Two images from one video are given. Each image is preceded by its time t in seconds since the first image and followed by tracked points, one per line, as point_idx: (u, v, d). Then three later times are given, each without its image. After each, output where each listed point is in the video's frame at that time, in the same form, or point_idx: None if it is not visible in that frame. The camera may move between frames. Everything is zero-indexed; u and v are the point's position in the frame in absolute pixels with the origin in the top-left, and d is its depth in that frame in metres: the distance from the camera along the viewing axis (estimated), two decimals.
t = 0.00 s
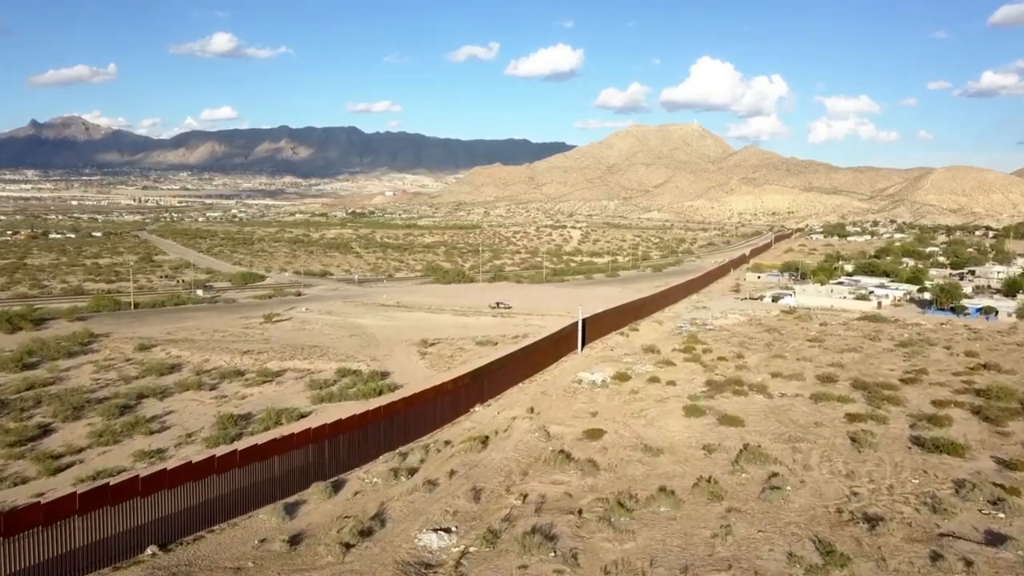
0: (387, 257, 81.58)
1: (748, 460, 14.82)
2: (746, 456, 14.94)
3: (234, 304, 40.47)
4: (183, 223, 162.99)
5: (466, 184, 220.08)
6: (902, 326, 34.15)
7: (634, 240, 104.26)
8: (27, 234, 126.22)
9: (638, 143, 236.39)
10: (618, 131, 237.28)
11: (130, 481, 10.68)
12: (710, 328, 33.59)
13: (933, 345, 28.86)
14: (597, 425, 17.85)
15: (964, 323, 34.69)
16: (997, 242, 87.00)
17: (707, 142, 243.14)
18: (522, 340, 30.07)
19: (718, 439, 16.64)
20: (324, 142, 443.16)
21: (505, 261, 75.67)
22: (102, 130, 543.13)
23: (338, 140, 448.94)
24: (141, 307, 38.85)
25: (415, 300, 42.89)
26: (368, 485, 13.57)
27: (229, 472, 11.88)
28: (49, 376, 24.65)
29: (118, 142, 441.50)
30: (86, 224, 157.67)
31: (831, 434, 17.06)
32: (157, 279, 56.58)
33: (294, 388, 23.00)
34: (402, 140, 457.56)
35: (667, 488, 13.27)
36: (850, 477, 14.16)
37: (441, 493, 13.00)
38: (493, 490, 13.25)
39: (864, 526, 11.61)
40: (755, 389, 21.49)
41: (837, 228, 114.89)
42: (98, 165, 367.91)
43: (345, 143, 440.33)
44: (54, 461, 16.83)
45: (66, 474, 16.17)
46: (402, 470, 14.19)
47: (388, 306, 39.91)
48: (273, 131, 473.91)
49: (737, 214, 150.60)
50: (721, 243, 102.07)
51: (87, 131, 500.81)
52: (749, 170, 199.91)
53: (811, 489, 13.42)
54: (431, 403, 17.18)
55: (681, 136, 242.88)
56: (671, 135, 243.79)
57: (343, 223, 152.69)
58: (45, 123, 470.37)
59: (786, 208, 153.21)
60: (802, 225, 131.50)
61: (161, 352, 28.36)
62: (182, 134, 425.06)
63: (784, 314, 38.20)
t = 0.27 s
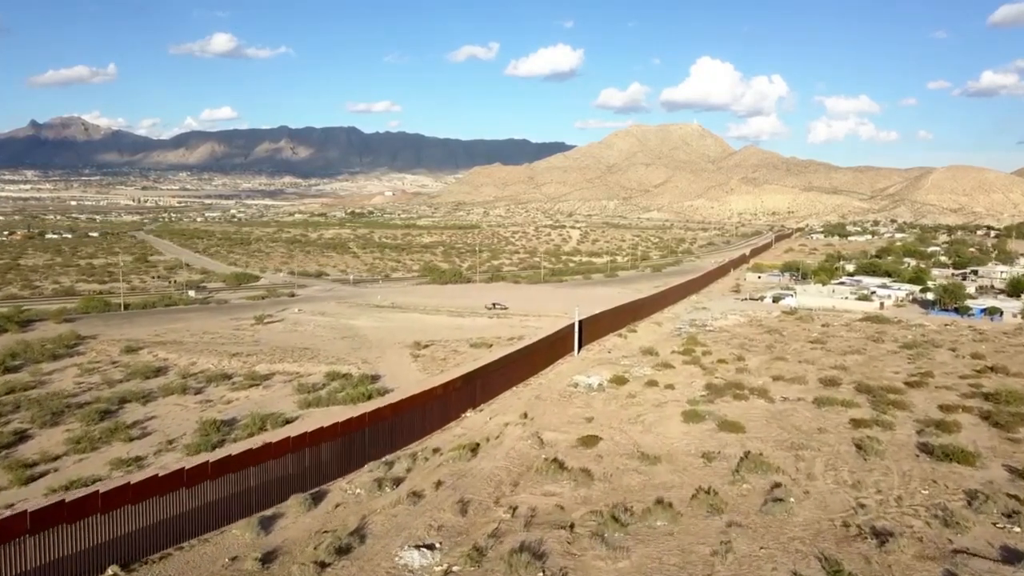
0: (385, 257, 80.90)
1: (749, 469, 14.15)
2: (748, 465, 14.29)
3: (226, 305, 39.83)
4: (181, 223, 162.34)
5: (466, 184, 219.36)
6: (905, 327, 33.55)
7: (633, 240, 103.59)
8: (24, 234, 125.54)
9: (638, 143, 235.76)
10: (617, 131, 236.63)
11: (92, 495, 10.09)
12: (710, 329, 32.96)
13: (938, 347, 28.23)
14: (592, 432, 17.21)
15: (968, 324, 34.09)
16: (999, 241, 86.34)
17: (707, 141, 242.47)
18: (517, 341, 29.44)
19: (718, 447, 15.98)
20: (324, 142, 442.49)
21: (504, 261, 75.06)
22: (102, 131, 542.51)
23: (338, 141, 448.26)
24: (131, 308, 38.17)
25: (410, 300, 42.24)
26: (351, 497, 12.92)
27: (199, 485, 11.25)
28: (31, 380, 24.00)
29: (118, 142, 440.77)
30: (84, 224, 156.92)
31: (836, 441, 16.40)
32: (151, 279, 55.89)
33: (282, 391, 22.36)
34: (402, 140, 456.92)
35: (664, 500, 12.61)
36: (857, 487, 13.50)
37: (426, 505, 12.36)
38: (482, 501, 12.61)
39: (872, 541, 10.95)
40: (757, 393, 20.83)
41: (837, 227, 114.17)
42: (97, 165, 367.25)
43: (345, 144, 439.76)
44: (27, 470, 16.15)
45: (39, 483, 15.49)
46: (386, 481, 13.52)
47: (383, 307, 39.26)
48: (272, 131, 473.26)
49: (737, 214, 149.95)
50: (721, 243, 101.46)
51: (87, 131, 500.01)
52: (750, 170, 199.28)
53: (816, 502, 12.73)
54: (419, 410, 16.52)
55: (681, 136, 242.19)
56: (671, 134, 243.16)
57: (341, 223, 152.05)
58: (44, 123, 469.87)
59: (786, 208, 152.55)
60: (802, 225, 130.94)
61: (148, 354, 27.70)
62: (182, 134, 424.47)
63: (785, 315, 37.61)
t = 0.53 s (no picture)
0: (381, 257, 80.09)
1: (750, 481, 13.40)
2: (748, 476, 13.55)
3: (217, 306, 39.08)
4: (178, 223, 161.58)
5: (465, 184, 218.59)
6: (909, 328, 32.82)
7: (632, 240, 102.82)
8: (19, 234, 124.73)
9: (637, 143, 234.97)
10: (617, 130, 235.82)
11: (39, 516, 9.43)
12: (709, 331, 32.23)
13: (944, 349, 27.48)
14: (586, 439, 16.45)
15: (973, 325, 33.38)
16: (1001, 241, 85.55)
17: (707, 141, 241.68)
18: (512, 343, 28.70)
19: (718, 455, 15.22)
20: (323, 143, 441.68)
21: (501, 261, 74.30)
22: (101, 131, 541.63)
23: (337, 141, 447.55)
24: (119, 309, 37.39)
25: (404, 301, 41.48)
26: (327, 511, 12.18)
27: (159, 502, 10.54)
28: (9, 384, 23.27)
29: (117, 143, 439.93)
30: (80, 224, 156.05)
31: (841, 449, 15.66)
32: (143, 280, 55.11)
33: (267, 396, 21.61)
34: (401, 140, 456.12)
35: (660, 515, 11.87)
36: (865, 500, 12.76)
37: (406, 521, 11.64)
38: (465, 516, 11.87)
39: (882, 562, 10.22)
40: (758, 398, 20.07)
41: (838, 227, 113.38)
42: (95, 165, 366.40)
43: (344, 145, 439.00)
44: None
45: (5, 495, 14.74)
46: (366, 494, 12.79)
47: (376, 308, 38.52)
48: (271, 131, 472.48)
49: (737, 213, 149.15)
50: (721, 242, 100.72)
51: (86, 132, 499.28)
52: (750, 169, 198.50)
53: (822, 516, 11.98)
54: (404, 417, 15.78)
55: (680, 136, 241.40)
56: (671, 134, 242.42)
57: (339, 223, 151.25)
58: (44, 123, 469.36)
59: (786, 208, 151.76)
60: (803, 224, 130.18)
61: (132, 357, 26.95)
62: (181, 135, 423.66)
63: (786, 316, 36.90)
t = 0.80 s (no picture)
0: (379, 257, 79.46)
1: (751, 491, 12.85)
2: (749, 486, 12.99)
3: (209, 307, 38.49)
4: (177, 223, 161.01)
5: (464, 184, 218.02)
6: (911, 329, 32.25)
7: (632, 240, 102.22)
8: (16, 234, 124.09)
9: (637, 142, 234.39)
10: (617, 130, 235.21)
11: None
12: (708, 332, 31.66)
13: (948, 351, 26.90)
14: (580, 446, 15.88)
15: (977, 326, 32.82)
16: (1002, 240, 84.89)
17: (707, 140, 241.08)
18: (507, 345, 28.13)
19: (718, 463, 14.61)
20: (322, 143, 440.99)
21: (500, 261, 73.72)
22: (101, 131, 541.09)
23: (337, 141, 446.90)
24: (109, 310, 36.81)
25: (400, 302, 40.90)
26: (307, 524, 11.61)
27: (124, 517, 10.03)
28: None
29: (117, 143, 439.32)
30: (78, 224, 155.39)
31: (845, 457, 15.09)
32: (137, 280, 54.53)
33: (254, 400, 21.03)
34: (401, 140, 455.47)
35: (656, 528, 11.32)
36: (871, 512, 12.19)
37: (388, 534, 11.08)
38: (450, 530, 11.30)
39: None
40: (758, 402, 19.49)
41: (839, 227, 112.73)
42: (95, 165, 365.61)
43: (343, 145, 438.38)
44: None
45: None
46: (348, 505, 12.22)
47: (371, 309, 37.95)
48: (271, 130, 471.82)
49: (737, 213, 148.54)
50: (720, 242, 100.12)
51: (86, 132, 498.66)
52: (750, 169, 197.88)
53: (826, 529, 11.42)
54: (390, 424, 15.19)
55: (680, 135, 240.80)
56: (671, 134, 241.81)
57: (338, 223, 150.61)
58: (43, 124, 468.83)
59: (786, 207, 151.14)
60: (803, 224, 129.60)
61: (118, 360, 26.38)
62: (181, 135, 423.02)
63: (787, 316, 36.36)
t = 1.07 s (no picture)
0: (376, 257, 78.72)
1: (751, 503, 12.19)
2: (750, 498, 12.32)
3: (200, 308, 37.80)
4: (175, 223, 160.32)
5: (464, 184, 217.35)
6: (914, 330, 31.60)
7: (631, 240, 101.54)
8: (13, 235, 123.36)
9: (637, 142, 233.72)
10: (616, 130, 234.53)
11: None
12: (707, 333, 31.01)
13: (953, 353, 26.23)
14: (573, 454, 15.21)
15: (981, 326, 32.18)
16: (1004, 240, 84.17)
17: (707, 140, 240.37)
18: (501, 347, 27.51)
19: (716, 473, 13.94)
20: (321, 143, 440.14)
21: (498, 261, 73.05)
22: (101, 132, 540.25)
23: (337, 141, 446.21)
24: (97, 312, 36.12)
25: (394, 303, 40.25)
26: (281, 540, 10.96)
27: (81, 535, 9.39)
28: None
29: (117, 143, 438.61)
30: (75, 224, 154.61)
31: (849, 465, 14.42)
32: (129, 281, 53.85)
33: (238, 405, 20.37)
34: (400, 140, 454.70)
35: (650, 544, 10.67)
36: (878, 525, 11.54)
37: (366, 552, 10.44)
38: (432, 546, 10.65)
39: None
40: (759, 407, 18.82)
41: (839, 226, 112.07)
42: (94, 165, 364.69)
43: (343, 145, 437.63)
44: None
45: None
46: (326, 519, 11.58)
47: (364, 310, 37.31)
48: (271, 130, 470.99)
49: (736, 213, 147.84)
50: (720, 242, 99.45)
51: (85, 132, 497.84)
52: (750, 168, 197.24)
53: (830, 545, 10.77)
54: (373, 431, 14.50)
55: (680, 135, 240.13)
56: (671, 133, 241.16)
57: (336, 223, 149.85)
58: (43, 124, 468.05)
59: (786, 207, 150.46)
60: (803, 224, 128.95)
61: (102, 363, 25.71)
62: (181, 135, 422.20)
63: (787, 317, 35.75)
